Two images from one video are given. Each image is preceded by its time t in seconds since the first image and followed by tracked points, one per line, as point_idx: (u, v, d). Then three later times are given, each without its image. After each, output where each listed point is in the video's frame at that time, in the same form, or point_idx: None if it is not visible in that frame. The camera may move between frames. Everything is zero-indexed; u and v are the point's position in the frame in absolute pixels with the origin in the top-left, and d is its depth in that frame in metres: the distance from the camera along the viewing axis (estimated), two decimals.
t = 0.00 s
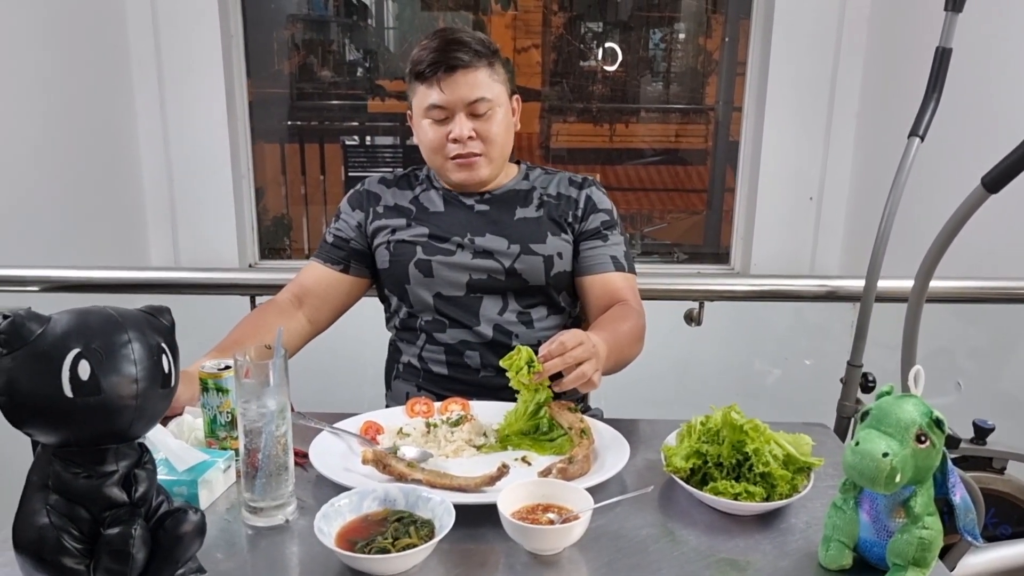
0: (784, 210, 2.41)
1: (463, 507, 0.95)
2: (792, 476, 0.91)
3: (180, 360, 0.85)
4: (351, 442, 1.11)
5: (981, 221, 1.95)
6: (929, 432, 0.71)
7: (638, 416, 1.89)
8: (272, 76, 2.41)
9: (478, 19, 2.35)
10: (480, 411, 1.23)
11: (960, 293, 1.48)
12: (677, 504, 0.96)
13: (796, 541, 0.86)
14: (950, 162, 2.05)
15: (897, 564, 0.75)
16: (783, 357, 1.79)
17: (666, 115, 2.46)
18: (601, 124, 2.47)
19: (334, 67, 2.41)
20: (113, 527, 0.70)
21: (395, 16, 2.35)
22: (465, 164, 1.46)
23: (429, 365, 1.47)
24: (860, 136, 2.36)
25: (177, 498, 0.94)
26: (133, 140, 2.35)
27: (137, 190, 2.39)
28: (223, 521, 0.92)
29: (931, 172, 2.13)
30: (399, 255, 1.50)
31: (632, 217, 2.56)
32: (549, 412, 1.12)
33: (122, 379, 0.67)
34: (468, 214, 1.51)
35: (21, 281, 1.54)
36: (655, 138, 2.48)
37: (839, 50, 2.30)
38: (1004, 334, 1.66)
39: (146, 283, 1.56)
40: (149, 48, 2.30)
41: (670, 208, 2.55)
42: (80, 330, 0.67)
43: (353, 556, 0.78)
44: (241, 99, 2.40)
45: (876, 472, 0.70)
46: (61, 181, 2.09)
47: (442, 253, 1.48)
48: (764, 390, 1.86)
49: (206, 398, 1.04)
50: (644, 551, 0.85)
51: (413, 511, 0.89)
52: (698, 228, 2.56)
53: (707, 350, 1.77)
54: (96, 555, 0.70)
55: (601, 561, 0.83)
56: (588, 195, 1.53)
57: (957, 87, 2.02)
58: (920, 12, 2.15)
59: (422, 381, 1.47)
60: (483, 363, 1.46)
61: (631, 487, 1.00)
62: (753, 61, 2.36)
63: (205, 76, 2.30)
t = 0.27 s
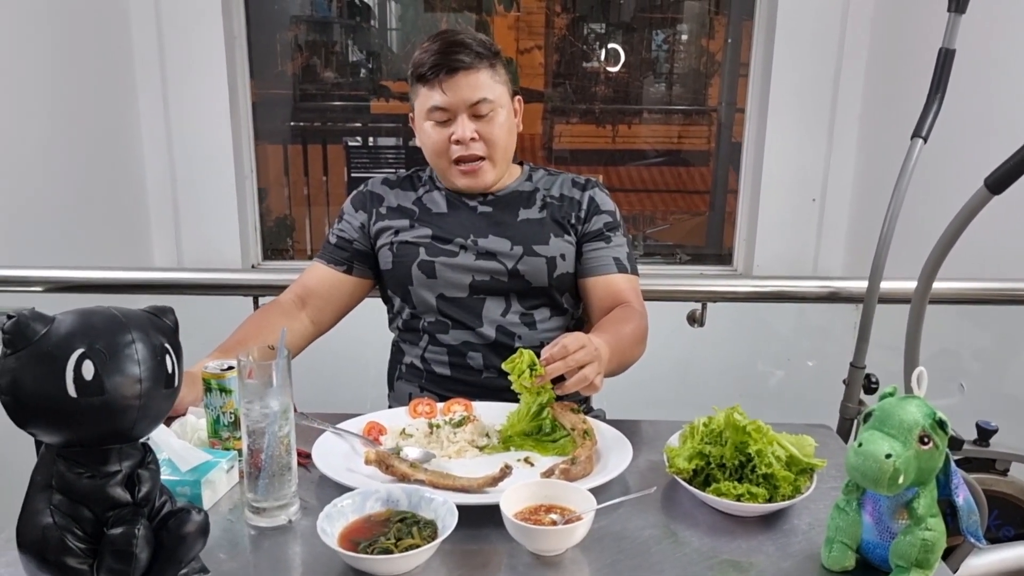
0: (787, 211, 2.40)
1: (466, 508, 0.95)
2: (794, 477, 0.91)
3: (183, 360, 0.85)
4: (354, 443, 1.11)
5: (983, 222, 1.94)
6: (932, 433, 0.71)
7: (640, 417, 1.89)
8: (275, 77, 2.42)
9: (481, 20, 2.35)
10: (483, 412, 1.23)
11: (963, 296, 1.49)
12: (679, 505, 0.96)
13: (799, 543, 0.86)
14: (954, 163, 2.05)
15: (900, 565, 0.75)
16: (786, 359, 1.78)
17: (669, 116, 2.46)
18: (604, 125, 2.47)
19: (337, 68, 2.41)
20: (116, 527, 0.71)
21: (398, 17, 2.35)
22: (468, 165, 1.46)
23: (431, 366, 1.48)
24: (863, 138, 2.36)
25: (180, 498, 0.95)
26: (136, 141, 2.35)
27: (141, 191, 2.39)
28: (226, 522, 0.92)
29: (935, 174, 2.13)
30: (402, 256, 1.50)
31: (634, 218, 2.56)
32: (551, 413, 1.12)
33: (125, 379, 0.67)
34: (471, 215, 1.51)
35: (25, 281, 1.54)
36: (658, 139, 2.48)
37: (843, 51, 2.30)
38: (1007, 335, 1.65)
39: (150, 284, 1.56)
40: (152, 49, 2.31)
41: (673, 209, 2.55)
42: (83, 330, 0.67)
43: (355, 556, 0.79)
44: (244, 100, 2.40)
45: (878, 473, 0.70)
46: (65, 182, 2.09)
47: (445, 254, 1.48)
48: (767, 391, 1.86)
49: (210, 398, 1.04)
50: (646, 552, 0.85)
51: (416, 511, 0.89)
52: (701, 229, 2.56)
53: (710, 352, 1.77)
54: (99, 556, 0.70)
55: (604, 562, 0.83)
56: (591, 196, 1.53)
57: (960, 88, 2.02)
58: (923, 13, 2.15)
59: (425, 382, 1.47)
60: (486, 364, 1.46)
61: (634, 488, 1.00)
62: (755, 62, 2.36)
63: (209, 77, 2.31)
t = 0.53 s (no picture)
0: (789, 212, 2.40)
1: (469, 508, 0.95)
2: (797, 477, 0.91)
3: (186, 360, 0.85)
4: (356, 443, 1.11)
5: (986, 223, 1.94)
6: (935, 433, 0.71)
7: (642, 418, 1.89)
8: (277, 78, 2.42)
9: (483, 21, 2.35)
10: (485, 412, 1.23)
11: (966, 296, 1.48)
12: (682, 505, 0.96)
13: (802, 543, 0.86)
14: (957, 163, 2.04)
15: (904, 566, 0.75)
16: (788, 359, 1.78)
17: (671, 117, 2.46)
18: (606, 126, 2.47)
19: (339, 69, 2.41)
20: (119, 527, 0.71)
21: (400, 17, 2.35)
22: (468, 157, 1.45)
23: (434, 367, 1.48)
24: (865, 139, 2.35)
25: (182, 498, 0.95)
26: (139, 141, 2.36)
27: (143, 191, 2.40)
28: (229, 521, 0.92)
29: (937, 175, 2.12)
30: (405, 257, 1.50)
31: (637, 219, 2.56)
32: (554, 414, 1.12)
33: (129, 378, 0.67)
34: (473, 216, 1.51)
35: (28, 281, 1.55)
36: (660, 140, 2.48)
37: (845, 52, 2.30)
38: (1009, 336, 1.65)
39: (152, 284, 1.56)
40: (155, 50, 2.31)
41: (675, 210, 2.55)
42: (86, 329, 0.67)
43: (358, 556, 0.79)
44: (246, 100, 2.41)
45: (882, 473, 0.70)
46: (67, 182, 2.10)
47: (448, 255, 1.49)
48: (769, 392, 1.86)
49: (212, 398, 1.04)
50: (649, 552, 0.85)
51: (418, 511, 0.89)
52: (703, 230, 2.56)
53: (712, 353, 1.77)
54: (102, 555, 0.70)
55: (606, 562, 0.83)
56: (594, 197, 1.53)
57: (963, 89, 2.02)
58: (925, 14, 2.14)
59: (428, 382, 1.47)
60: (488, 364, 1.46)
61: (636, 489, 0.99)
62: (757, 63, 2.36)
63: (211, 77, 2.31)
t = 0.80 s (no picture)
0: (790, 213, 2.40)
1: (469, 508, 0.95)
2: (798, 478, 0.91)
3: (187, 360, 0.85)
4: (357, 443, 1.11)
5: (988, 224, 1.94)
6: (936, 434, 0.71)
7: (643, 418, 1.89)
8: (278, 78, 2.42)
9: (484, 21, 2.36)
10: (486, 413, 1.23)
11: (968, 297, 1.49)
12: (682, 506, 0.96)
13: (802, 544, 0.86)
14: (958, 163, 2.04)
15: (904, 566, 0.75)
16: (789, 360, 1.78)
17: (672, 117, 2.46)
18: (607, 126, 2.47)
19: (340, 69, 2.42)
20: (120, 527, 0.71)
21: (402, 18, 2.35)
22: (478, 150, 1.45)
23: (434, 367, 1.48)
24: (865, 140, 2.36)
25: (183, 498, 0.95)
26: (140, 141, 2.36)
27: (144, 191, 2.40)
28: (229, 521, 0.92)
29: (938, 176, 2.13)
30: (405, 257, 1.51)
31: (637, 219, 2.56)
32: (554, 414, 1.12)
33: (130, 378, 0.67)
34: (474, 216, 1.51)
35: (29, 281, 1.55)
36: (661, 140, 2.48)
37: (846, 53, 2.30)
38: (1010, 337, 1.65)
39: (153, 284, 1.57)
40: (157, 50, 2.31)
41: (675, 210, 2.55)
42: (87, 329, 0.67)
43: (358, 557, 0.79)
44: (248, 100, 2.41)
45: (882, 474, 0.70)
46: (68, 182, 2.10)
47: (448, 255, 1.49)
48: (770, 393, 1.86)
49: (213, 398, 1.04)
50: (649, 553, 0.85)
51: (419, 511, 0.89)
52: (704, 231, 2.56)
53: (712, 353, 1.77)
54: (103, 554, 0.70)
55: (607, 563, 0.83)
56: (594, 197, 1.53)
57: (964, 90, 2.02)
58: (926, 14, 2.14)
59: (428, 382, 1.47)
60: (489, 364, 1.46)
61: (637, 489, 0.99)
62: (758, 63, 2.36)
63: (212, 78, 2.31)
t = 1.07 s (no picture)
0: (789, 214, 2.40)
1: (469, 509, 0.95)
2: (798, 478, 0.91)
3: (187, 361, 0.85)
4: (356, 444, 1.11)
5: (987, 224, 1.94)
6: (935, 434, 0.71)
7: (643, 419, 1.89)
8: (278, 80, 2.42)
9: (484, 23, 2.36)
10: (486, 413, 1.23)
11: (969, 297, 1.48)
12: (682, 506, 0.96)
13: (802, 544, 0.86)
14: (957, 164, 2.05)
15: (904, 566, 0.75)
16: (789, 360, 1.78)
17: (671, 118, 2.46)
18: (607, 127, 2.47)
19: (340, 71, 2.42)
20: (120, 528, 0.71)
21: (401, 19, 2.36)
22: (483, 154, 1.45)
23: (434, 367, 1.48)
24: (865, 141, 2.36)
25: (183, 499, 0.95)
26: (139, 142, 2.36)
27: (144, 192, 2.40)
28: (229, 523, 0.92)
29: (937, 176, 2.13)
30: (406, 258, 1.51)
31: (637, 220, 2.56)
32: (554, 415, 1.12)
33: (129, 380, 0.67)
34: (474, 217, 1.51)
35: (29, 282, 1.55)
36: (660, 141, 2.48)
37: (845, 53, 2.30)
38: (1010, 338, 1.65)
39: (153, 285, 1.57)
40: (156, 51, 2.32)
41: (675, 211, 2.55)
42: (87, 331, 0.67)
43: (358, 558, 0.79)
44: (247, 102, 2.41)
45: (882, 475, 0.70)
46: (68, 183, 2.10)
47: (449, 256, 1.49)
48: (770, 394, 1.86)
49: (213, 399, 1.04)
50: (649, 553, 0.85)
51: (419, 512, 0.89)
52: (704, 231, 2.56)
53: (712, 354, 1.77)
54: (103, 556, 0.70)
55: (606, 563, 0.83)
56: (594, 199, 1.53)
57: (963, 90, 2.02)
58: (926, 15, 2.14)
59: (428, 383, 1.47)
60: (489, 365, 1.46)
61: (637, 490, 0.99)
62: (758, 64, 2.36)
63: (212, 79, 2.31)
